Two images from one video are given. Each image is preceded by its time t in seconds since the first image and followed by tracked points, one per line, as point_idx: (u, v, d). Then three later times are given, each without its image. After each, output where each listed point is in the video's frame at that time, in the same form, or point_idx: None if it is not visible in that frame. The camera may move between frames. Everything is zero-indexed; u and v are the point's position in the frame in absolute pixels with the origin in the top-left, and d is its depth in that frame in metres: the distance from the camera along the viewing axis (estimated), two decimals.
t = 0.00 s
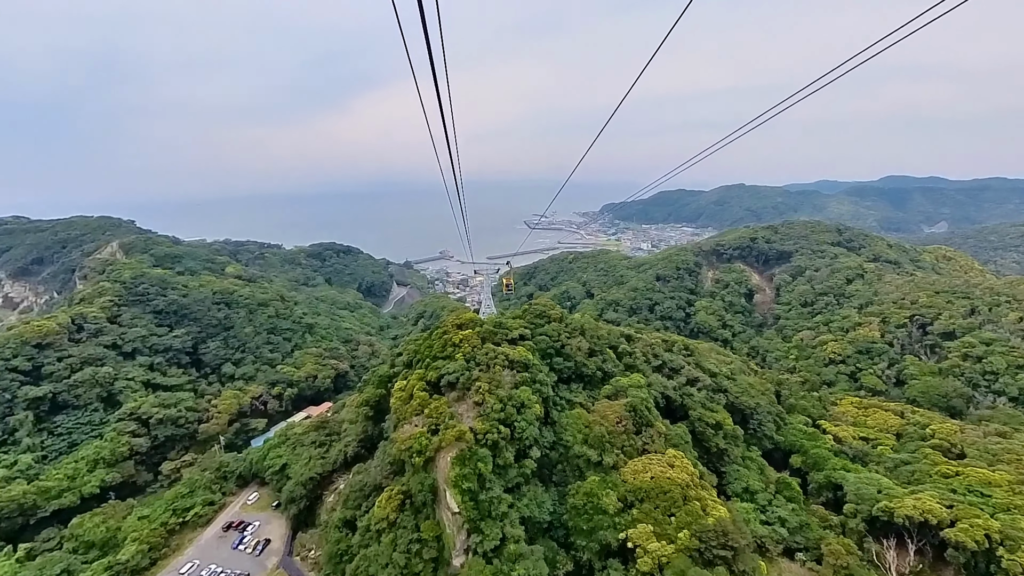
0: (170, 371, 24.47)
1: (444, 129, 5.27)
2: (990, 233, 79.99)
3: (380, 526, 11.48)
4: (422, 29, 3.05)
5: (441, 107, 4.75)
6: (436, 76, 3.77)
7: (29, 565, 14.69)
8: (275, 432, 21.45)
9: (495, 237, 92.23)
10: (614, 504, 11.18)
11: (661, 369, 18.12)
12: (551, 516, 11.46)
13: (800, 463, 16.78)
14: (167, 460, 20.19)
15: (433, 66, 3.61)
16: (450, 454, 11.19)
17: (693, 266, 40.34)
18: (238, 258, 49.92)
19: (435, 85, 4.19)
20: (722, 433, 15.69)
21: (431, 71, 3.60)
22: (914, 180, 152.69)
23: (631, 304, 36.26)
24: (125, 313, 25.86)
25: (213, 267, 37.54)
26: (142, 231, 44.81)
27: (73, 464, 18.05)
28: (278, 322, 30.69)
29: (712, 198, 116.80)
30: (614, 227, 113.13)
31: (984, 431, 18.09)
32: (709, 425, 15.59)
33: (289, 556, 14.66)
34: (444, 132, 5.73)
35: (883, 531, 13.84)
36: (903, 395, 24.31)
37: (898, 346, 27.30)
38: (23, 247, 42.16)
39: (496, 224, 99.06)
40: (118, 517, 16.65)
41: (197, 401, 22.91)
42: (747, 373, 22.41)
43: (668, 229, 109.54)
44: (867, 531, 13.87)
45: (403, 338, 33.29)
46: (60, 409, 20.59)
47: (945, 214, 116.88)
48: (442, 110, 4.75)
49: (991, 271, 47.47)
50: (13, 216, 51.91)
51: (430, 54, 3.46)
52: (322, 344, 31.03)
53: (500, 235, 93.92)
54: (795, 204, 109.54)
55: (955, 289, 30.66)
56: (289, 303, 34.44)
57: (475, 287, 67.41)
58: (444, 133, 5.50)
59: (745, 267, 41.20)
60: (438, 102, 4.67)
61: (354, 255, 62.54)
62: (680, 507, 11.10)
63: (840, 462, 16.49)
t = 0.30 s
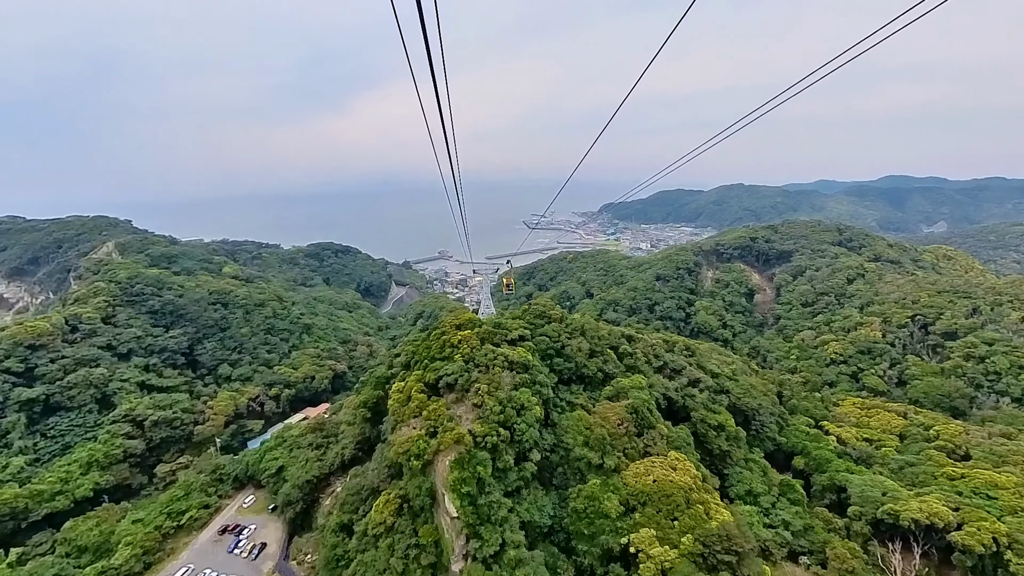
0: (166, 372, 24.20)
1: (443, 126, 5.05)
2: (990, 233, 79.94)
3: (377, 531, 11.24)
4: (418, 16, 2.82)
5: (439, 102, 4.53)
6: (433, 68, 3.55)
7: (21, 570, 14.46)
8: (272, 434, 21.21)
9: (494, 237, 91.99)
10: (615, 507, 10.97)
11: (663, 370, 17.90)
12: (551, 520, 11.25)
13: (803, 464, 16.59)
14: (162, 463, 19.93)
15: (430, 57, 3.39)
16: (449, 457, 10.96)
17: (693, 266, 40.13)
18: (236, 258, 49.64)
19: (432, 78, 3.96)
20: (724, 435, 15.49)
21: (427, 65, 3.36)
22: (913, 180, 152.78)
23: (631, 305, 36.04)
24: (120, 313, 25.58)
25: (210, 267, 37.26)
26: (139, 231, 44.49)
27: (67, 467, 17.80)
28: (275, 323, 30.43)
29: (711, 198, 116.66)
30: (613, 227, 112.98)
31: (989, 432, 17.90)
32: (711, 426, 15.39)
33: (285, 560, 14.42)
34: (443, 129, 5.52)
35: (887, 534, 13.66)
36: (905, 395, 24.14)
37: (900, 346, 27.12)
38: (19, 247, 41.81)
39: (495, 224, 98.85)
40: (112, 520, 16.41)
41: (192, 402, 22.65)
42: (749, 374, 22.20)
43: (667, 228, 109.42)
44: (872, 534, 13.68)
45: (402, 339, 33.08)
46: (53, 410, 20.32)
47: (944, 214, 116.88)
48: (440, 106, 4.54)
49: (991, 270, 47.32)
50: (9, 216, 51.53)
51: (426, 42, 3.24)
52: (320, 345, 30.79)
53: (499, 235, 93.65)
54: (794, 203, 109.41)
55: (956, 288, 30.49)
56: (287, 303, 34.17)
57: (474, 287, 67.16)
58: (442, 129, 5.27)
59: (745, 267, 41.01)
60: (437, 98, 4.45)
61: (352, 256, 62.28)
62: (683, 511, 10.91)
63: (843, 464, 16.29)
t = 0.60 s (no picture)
0: (162, 373, 23.95)
1: (439, 118, 4.85)
2: (990, 233, 79.80)
3: (375, 535, 11.00)
4: None
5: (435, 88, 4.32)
6: (428, 51, 3.33)
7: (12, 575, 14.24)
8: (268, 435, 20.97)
9: (494, 237, 91.77)
10: (617, 512, 10.74)
11: (664, 371, 17.68)
12: (552, 524, 11.04)
13: (806, 466, 16.38)
14: (157, 465, 19.69)
15: (425, 41, 3.19)
16: (447, 461, 10.73)
17: (693, 265, 39.94)
18: (233, 258, 49.38)
19: (427, 62, 3.75)
20: (727, 437, 15.28)
21: (422, 45, 3.15)
22: (912, 180, 152.80)
23: (631, 305, 35.83)
24: (115, 314, 25.32)
25: (207, 267, 37.01)
26: (136, 231, 44.23)
27: (60, 470, 17.56)
28: (272, 323, 30.19)
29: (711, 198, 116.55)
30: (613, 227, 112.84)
31: (994, 434, 17.70)
32: (714, 428, 15.19)
33: (281, 565, 14.17)
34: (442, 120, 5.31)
35: (892, 537, 13.47)
36: (908, 396, 23.96)
37: (902, 347, 26.97)
38: (15, 247, 41.54)
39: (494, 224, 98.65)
40: (106, 524, 16.19)
41: (189, 404, 22.42)
42: (751, 374, 22.01)
43: (666, 228, 109.24)
44: (877, 537, 13.48)
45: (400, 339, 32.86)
46: (46, 412, 20.06)
47: (943, 213, 116.81)
48: (436, 95, 4.34)
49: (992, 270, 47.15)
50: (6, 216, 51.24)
51: (421, 21, 3.02)
52: (318, 345, 30.56)
53: (498, 235, 93.41)
54: (793, 203, 109.30)
55: (958, 288, 30.31)
56: (284, 304, 33.92)
57: (473, 287, 66.92)
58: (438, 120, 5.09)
59: (745, 267, 40.83)
60: (433, 87, 4.25)
61: (351, 256, 62.04)
62: (686, 516, 10.71)
63: (847, 466, 16.09)
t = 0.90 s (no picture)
0: (157, 374, 23.69)
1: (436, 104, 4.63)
2: (989, 233, 79.77)
3: (372, 541, 10.79)
4: None
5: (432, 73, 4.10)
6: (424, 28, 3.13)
7: None
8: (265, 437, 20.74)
9: (493, 237, 91.55)
10: (620, 516, 10.53)
11: (666, 372, 17.49)
12: (553, 529, 10.83)
13: (810, 468, 16.19)
14: (153, 468, 19.43)
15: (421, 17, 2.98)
16: (446, 465, 10.51)
17: (693, 265, 39.74)
18: (231, 258, 49.10)
19: (424, 46, 3.52)
20: (730, 439, 15.07)
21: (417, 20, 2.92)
22: (911, 180, 152.86)
23: (631, 305, 35.62)
24: (110, 314, 25.06)
25: (204, 268, 36.74)
26: (132, 231, 43.91)
27: (54, 473, 17.30)
28: (270, 324, 29.95)
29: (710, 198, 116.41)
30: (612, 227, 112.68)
31: (998, 435, 17.54)
32: (716, 430, 14.99)
33: (277, 570, 13.94)
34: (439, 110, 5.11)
35: (898, 540, 13.29)
36: (911, 396, 23.79)
37: (904, 347, 26.81)
38: (11, 247, 41.21)
39: (493, 224, 98.45)
40: (100, 527, 15.95)
41: (185, 405, 22.18)
42: (752, 375, 21.81)
43: (666, 228, 109.12)
44: (882, 540, 13.30)
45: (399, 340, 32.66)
46: (40, 414, 19.79)
47: (943, 213, 116.80)
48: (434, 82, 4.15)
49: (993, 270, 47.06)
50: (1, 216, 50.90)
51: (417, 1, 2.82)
52: (316, 346, 30.32)
53: (497, 235, 93.19)
54: (793, 203, 109.21)
55: (960, 288, 30.14)
56: (282, 304, 33.66)
57: (472, 287, 66.66)
58: (437, 111, 4.84)
59: (745, 267, 40.68)
60: (431, 74, 4.03)
61: (349, 256, 61.80)
62: (690, 520, 10.50)
63: (851, 469, 15.91)
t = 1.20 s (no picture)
0: (152, 376, 23.42)
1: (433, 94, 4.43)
2: (987, 233, 79.75)
3: (369, 546, 10.58)
4: None
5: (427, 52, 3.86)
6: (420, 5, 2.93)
7: None
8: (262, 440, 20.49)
9: (492, 237, 91.35)
10: (622, 520, 10.33)
11: (667, 373, 17.30)
12: (554, 534, 10.63)
13: (812, 470, 16.02)
14: (147, 471, 19.17)
15: None
16: (445, 469, 10.29)
17: (693, 265, 39.54)
18: (228, 259, 48.82)
19: (421, 27, 3.32)
20: (732, 441, 14.88)
21: None
22: (909, 180, 153.10)
23: (630, 305, 35.42)
24: (104, 315, 24.78)
25: (200, 268, 36.47)
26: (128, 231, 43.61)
27: (46, 476, 17.03)
28: (267, 324, 29.69)
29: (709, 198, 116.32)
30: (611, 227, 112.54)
31: (1001, 436, 17.37)
32: (719, 432, 14.81)
33: None
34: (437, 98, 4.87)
35: (903, 544, 13.10)
36: (912, 396, 23.64)
37: (905, 347, 26.66)
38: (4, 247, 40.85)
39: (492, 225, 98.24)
40: (93, 532, 15.69)
41: (180, 407, 21.92)
42: (754, 376, 21.61)
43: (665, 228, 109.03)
44: (888, 544, 13.11)
45: (397, 341, 32.43)
46: (32, 417, 19.51)
47: (941, 213, 116.94)
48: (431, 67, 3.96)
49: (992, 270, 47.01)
50: None
51: None
52: (313, 347, 30.05)
53: (496, 235, 92.96)
54: (791, 203, 109.16)
55: (961, 288, 30.01)
56: (279, 304, 33.39)
57: (471, 288, 66.43)
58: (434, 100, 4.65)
59: (745, 267, 40.53)
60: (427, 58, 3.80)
61: (347, 257, 61.52)
62: (693, 524, 10.29)
63: (854, 470, 15.74)
